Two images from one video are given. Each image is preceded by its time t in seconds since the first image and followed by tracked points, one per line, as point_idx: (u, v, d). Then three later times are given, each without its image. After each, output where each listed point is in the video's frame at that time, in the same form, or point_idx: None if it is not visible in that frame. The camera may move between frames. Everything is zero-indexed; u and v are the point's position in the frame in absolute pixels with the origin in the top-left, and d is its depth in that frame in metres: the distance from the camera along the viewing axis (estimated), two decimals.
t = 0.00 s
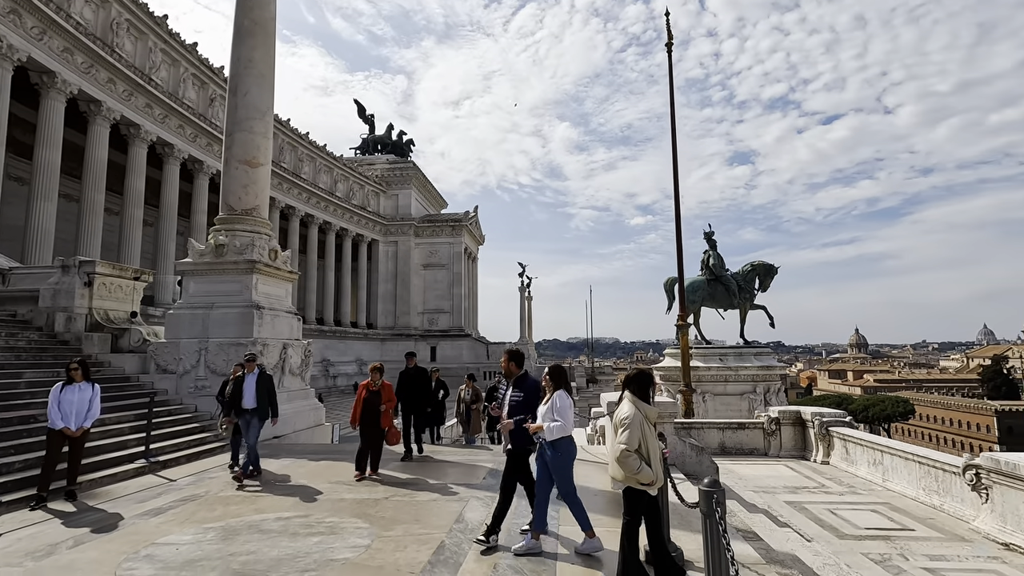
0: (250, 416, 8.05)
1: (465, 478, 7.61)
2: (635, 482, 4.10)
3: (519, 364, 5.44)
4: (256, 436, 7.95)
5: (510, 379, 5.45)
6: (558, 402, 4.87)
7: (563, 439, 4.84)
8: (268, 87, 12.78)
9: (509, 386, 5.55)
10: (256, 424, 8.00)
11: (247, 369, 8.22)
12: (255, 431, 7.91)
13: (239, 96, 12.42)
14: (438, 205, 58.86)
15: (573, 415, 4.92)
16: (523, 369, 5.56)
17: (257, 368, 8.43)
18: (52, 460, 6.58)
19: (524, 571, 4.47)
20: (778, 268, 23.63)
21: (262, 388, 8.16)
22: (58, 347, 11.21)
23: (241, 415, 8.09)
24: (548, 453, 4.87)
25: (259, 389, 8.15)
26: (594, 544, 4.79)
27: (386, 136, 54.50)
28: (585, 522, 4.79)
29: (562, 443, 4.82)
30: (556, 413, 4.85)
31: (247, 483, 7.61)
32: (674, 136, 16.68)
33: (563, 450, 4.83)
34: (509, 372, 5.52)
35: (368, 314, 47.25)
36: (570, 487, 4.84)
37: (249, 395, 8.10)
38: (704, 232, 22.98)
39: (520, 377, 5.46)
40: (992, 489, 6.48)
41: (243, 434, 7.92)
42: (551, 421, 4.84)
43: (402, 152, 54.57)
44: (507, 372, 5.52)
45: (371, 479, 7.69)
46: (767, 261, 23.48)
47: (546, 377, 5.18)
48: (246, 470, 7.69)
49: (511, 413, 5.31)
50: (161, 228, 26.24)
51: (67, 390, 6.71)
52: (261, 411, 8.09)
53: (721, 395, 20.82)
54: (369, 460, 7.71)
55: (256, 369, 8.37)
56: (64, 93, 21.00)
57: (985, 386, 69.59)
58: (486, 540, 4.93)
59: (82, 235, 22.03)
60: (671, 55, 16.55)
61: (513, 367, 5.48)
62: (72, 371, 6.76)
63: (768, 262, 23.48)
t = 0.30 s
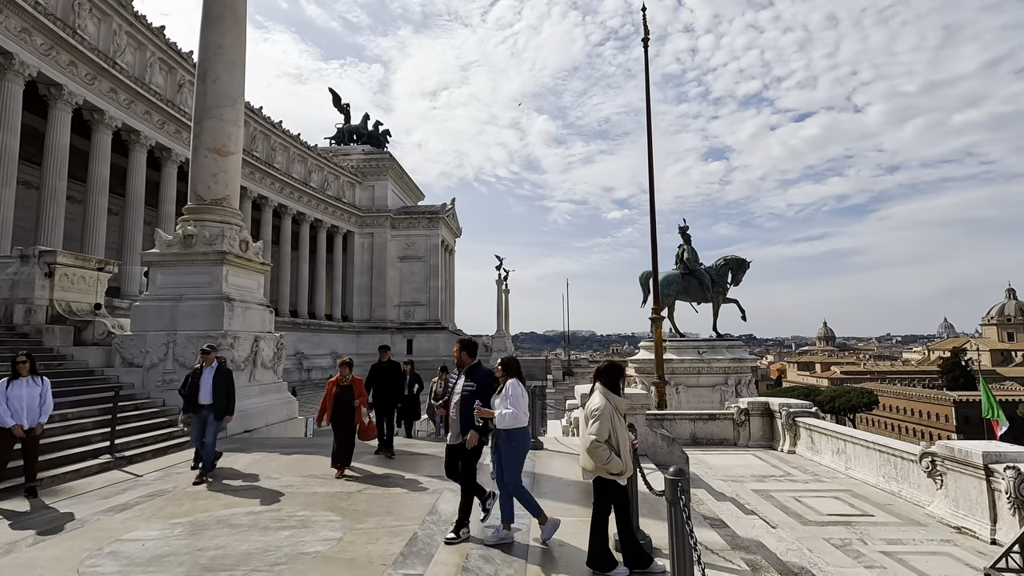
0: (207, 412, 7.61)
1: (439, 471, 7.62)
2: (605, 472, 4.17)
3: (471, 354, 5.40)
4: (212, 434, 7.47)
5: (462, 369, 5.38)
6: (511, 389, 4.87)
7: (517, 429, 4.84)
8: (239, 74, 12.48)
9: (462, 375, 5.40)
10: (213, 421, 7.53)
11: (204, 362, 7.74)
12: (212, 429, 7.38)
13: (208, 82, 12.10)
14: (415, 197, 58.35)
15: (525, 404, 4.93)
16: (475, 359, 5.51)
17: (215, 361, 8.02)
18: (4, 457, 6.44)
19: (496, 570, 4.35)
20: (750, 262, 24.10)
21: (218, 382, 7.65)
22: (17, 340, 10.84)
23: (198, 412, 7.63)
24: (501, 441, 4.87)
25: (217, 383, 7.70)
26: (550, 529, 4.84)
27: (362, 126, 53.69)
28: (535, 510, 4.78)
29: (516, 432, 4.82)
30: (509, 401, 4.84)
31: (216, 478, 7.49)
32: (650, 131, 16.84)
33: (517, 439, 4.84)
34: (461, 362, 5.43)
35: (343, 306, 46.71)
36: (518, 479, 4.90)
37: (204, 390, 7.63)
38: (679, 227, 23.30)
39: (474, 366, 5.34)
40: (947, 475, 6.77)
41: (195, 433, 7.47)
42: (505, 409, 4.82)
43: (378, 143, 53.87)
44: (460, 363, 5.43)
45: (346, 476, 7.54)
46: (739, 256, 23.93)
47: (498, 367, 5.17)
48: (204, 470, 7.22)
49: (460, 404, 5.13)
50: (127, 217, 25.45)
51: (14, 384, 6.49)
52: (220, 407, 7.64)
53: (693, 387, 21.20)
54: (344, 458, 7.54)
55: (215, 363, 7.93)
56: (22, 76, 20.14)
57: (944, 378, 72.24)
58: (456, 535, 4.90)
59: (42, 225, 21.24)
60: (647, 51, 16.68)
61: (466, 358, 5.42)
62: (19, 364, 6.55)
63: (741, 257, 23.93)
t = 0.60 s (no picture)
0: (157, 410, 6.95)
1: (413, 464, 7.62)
2: (576, 462, 4.22)
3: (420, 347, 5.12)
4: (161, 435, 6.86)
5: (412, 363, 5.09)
6: (477, 384, 4.90)
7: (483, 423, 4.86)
8: (206, 60, 12.13)
9: (412, 369, 5.17)
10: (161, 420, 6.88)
11: (160, 356, 7.06)
12: (173, 429, 7.04)
13: (174, 69, 11.75)
14: (390, 188, 57.71)
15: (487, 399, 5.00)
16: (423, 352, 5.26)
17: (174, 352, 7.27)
18: None
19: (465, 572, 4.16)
20: (722, 256, 24.52)
21: (175, 379, 7.07)
22: None
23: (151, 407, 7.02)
24: (465, 438, 4.79)
25: (168, 379, 6.97)
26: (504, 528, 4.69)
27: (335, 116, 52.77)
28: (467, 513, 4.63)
29: (484, 427, 4.83)
30: (475, 396, 4.87)
31: (185, 473, 7.37)
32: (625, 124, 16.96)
33: (483, 436, 4.82)
34: (410, 355, 5.13)
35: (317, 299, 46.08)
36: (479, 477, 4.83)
37: (158, 387, 6.98)
38: (654, 220, 23.56)
39: (426, 359, 5.11)
40: (904, 461, 7.05)
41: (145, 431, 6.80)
42: (474, 405, 4.82)
43: (352, 133, 53.02)
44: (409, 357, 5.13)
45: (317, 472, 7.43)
46: (712, 249, 24.33)
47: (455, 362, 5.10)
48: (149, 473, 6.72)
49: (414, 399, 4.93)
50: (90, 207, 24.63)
51: None
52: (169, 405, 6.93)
53: (667, 378, 21.56)
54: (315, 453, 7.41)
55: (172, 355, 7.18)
56: None
57: (906, 368, 74.85)
58: (373, 524, 4.93)
59: None
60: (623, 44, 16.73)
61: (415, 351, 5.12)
62: None
63: (713, 250, 24.33)
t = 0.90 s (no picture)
0: (104, 408, 6.50)
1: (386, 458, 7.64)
2: (542, 453, 4.30)
3: (364, 340, 4.96)
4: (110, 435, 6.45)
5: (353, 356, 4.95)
6: (438, 383, 4.67)
7: (443, 424, 4.62)
8: (169, 45, 11.74)
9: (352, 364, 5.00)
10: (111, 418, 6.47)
11: (102, 352, 6.58)
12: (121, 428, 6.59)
13: (135, 53, 11.35)
14: (363, 180, 56.91)
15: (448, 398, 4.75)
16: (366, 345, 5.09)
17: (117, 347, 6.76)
18: None
19: (436, 567, 4.14)
20: (693, 249, 24.93)
21: (122, 375, 6.60)
22: None
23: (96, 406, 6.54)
24: (423, 439, 4.55)
25: (112, 375, 6.50)
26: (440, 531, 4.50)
27: (306, 105, 51.70)
28: (420, 516, 4.40)
29: (442, 427, 4.61)
30: (434, 394, 4.64)
31: (149, 470, 7.19)
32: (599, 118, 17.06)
33: (440, 437, 4.60)
34: (352, 349, 4.98)
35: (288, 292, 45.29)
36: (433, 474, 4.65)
37: (102, 384, 6.50)
38: (628, 214, 23.80)
39: (368, 355, 4.96)
40: (863, 448, 7.30)
41: (92, 432, 6.37)
42: (435, 406, 4.59)
43: (324, 123, 52.04)
44: (352, 350, 4.97)
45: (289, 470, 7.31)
46: (684, 243, 24.71)
47: (415, 356, 4.86)
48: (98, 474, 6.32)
49: (355, 395, 4.79)
50: (47, 196, 23.69)
51: None
52: (117, 403, 6.50)
53: (639, 370, 21.86)
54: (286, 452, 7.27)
55: (115, 350, 6.68)
56: None
57: (868, 358, 77.45)
58: (329, 527, 4.78)
59: None
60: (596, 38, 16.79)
61: (358, 344, 4.96)
62: None
63: (685, 244, 24.72)
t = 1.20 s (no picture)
0: (48, 409, 5.94)
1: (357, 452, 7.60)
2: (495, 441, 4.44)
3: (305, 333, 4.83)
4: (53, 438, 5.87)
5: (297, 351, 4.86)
6: (392, 376, 4.37)
7: (396, 416, 4.38)
8: (128, 28, 11.31)
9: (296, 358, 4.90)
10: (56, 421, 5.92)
11: (45, 348, 6.04)
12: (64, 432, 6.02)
13: (91, 36, 10.88)
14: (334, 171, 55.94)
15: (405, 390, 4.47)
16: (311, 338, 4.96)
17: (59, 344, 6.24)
18: None
19: (402, 562, 4.12)
20: (664, 244, 25.29)
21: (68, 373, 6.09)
22: None
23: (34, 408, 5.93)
24: (377, 433, 4.34)
25: (60, 372, 6.00)
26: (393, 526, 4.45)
27: (274, 94, 50.47)
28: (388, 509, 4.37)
29: (395, 420, 4.37)
30: (387, 387, 4.34)
31: (109, 468, 6.97)
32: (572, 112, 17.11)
33: (395, 430, 4.37)
34: (296, 343, 4.87)
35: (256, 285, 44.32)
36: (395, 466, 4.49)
37: (47, 383, 5.95)
38: (600, 208, 23.98)
39: (311, 348, 4.83)
40: (823, 437, 7.54)
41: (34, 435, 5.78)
42: (384, 398, 4.31)
43: (293, 112, 50.90)
44: (296, 344, 4.86)
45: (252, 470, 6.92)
46: (655, 238, 25.03)
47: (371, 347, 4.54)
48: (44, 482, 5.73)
49: (297, 391, 4.70)
50: None
51: None
52: (66, 402, 6.00)
53: (612, 363, 22.11)
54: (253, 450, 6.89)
55: (58, 346, 6.16)
56: None
57: (831, 350, 79.89)
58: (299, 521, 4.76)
59: None
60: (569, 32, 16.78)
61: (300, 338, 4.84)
62: None
63: (657, 239, 25.04)
